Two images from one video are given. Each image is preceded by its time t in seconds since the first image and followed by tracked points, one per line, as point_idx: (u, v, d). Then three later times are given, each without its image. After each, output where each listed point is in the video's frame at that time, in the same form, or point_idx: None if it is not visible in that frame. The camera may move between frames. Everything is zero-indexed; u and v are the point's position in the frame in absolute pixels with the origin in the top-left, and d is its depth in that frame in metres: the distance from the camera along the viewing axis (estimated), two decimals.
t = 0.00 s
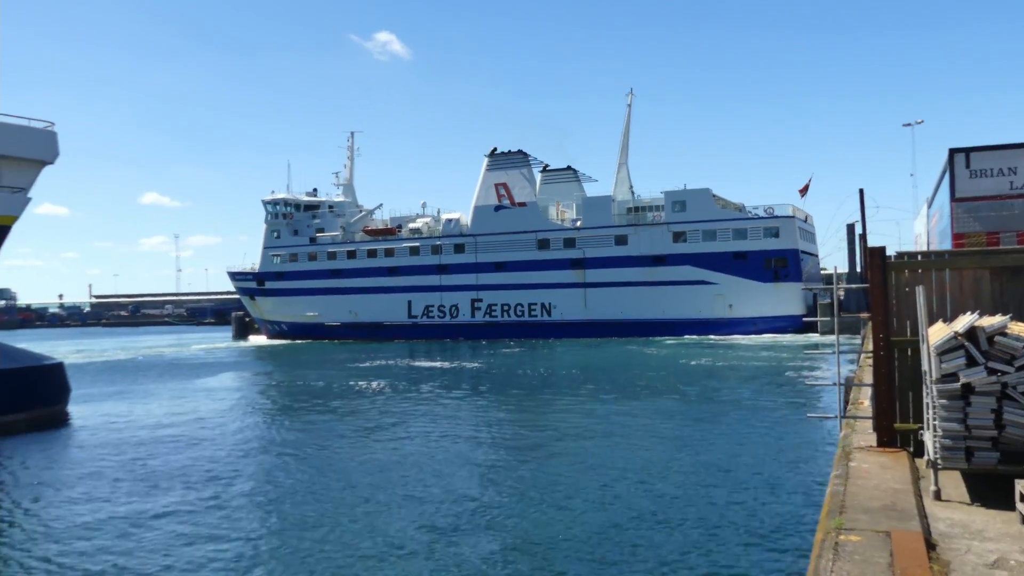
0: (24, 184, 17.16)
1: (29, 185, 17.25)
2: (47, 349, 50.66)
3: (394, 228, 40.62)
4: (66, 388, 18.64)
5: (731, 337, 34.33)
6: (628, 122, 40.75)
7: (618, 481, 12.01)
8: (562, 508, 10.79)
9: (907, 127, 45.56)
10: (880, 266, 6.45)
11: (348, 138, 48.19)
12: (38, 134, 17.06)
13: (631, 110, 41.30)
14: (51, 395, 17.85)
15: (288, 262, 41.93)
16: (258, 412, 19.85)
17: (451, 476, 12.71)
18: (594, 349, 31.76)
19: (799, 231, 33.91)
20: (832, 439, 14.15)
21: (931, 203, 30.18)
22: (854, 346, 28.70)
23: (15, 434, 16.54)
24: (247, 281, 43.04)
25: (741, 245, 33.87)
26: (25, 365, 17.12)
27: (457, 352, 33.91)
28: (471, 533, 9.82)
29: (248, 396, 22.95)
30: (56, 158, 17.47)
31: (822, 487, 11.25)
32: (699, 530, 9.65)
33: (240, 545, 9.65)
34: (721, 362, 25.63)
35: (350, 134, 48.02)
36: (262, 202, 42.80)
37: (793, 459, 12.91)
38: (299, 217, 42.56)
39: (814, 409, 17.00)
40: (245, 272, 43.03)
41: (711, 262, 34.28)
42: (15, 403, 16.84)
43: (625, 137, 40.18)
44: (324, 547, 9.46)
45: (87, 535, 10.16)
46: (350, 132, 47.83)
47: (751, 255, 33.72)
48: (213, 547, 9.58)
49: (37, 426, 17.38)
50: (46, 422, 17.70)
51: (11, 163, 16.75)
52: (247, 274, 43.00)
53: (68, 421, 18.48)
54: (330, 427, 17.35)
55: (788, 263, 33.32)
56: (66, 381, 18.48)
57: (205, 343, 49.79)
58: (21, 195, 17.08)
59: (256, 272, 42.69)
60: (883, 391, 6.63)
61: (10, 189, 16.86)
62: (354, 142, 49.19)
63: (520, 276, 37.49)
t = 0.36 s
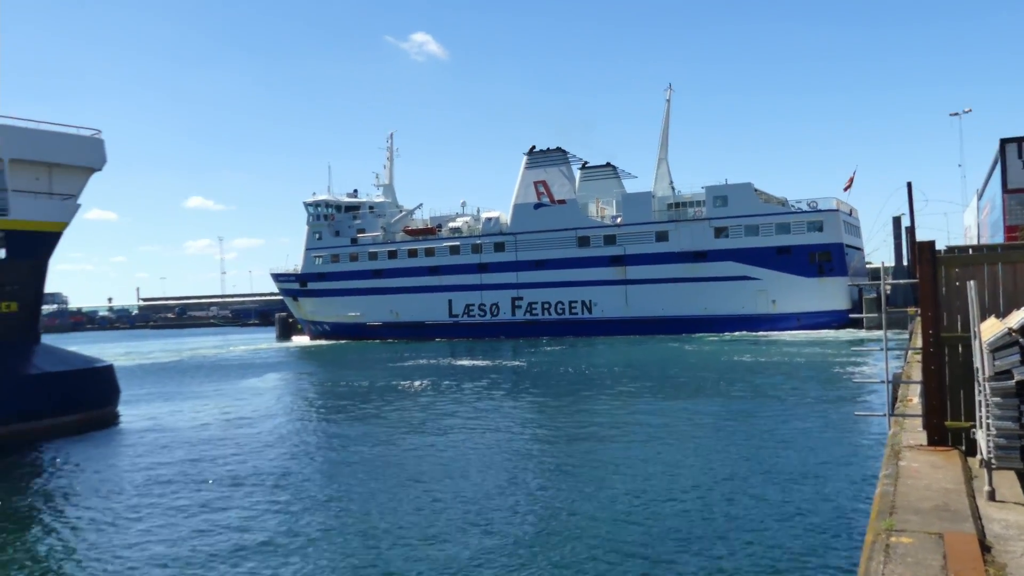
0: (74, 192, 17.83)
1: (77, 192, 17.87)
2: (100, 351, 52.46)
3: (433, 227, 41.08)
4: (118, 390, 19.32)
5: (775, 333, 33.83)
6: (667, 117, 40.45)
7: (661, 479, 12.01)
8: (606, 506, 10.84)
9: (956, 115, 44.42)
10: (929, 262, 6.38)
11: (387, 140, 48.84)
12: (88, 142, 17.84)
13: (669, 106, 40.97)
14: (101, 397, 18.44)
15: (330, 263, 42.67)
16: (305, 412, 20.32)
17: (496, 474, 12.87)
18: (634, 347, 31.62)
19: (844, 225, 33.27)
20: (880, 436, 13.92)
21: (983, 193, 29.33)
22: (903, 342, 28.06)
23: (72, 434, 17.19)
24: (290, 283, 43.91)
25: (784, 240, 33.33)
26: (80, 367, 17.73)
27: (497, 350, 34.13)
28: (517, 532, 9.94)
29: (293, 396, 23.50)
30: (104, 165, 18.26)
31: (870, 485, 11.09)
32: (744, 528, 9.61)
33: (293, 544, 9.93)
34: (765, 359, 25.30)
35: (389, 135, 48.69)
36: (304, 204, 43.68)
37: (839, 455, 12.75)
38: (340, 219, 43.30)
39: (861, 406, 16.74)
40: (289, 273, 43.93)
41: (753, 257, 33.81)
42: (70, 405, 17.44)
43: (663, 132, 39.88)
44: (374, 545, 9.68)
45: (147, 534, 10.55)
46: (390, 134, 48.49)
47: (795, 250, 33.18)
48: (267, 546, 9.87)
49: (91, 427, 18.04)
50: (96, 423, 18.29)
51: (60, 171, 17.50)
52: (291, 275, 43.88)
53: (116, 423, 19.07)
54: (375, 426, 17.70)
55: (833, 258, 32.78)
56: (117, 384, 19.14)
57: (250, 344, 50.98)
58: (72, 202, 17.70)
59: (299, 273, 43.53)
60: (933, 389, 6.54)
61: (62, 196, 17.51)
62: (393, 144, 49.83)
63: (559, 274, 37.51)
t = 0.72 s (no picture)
0: (94, 198, 18.23)
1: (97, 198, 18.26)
2: (123, 354, 53.21)
3: (450, 226, 41.18)
4: (139, 393, 19.62)
5: (795, 327, 33.56)
6: (683, 112, 40.27)
7: (682, 475, 12.00)
8: (627, 503, 10.86)
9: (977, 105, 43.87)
10: (951, 256, 6.37)
11: (403, 140, 49.10)
12: (107, 148, 18.30)
13: (685, 100, 40.80)
14: (123, 400, 18.69)
15: (348, 264, 42.96)
16: (326, 412, 20.52)
17: (517, 472, 12.93)
18: (652, 343, 31.53)
19: (863, 217, 32.97)
20: (902, 430, 13.81)
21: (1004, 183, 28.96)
22: (925, 335, 27.76)
23: (96, 437, 17.46)
24: (309, 283, 44.26)
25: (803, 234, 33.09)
26: (102, 371, 17.98)
27: (515, 348, 34.18)
28: (538, 529, 9.98)
29: (314, 396, 23.71)
30: (123, 170, 18.70)
31: (894, 479, 11.01)
32: (766, 523, 9.59)
33: (317, 544, 10.04)
34: (785, 353, 25.14)
35: (405, 136, 48.92)
36: (322, 205, 44.05)
37: (861, 450, 12.67)
38: (357, 219, 43.58)
39: (883, 400, 16.59)
40: (307, 274, 44.28)
41: (772, 251, 33.57)
42: (92, 408, 17.66)
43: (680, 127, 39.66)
44: (396, 544, 9.77)
45: (173, 535, 10.70)
46: (406, 134, 48.84)
47: (814, 243, 32.93)
48: (291, 546, 9.99)
49: (113, 429, 18.32)
50: (117, 426, 18.52)
51: (80, 176, 17.94)
52: (309, 276, 44.23)
53: (139, 426, 19.30)
54: (396, 425, 17.85)
55: (852, 251, 32.50)
56: (139, 386, 19.43)
57: (270, 345, 51.45)
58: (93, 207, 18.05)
59: (317, 274, 43.87)
60: (957, 382, 6.53)
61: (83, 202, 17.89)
62: (409, 144, 50.09)
63: (577, 271, 37.49)
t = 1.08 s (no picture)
0: (117, 190, 18.47)
1: (120, 190, 18.51)
2: (145, 345, 53.96)
3: (468, 222, 41.28)
4: (159, 385, 19.88)
5: (815, 326, 33.22)
6: (703, 109, 39.99)
7: (697, 473, 11.98)
8: (642, 500, 10.87)
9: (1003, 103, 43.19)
10: (974, 255, 6.32)
11: (423, 135, 49.35)
12: (129, 141, 18.61)
13: (706, 98, 40.53)
14: (145, 391, 18.99)
15: (367, 258, 43.20)
16: (344, 405, 20.70)
17: (533, 468, 12.98)
18: (669, 341, 31.41)
19: (884, 216, 32.56)
20: (921, 431, 13.65)
21: None
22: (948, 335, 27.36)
23: (116, 428, 17.71)
24: (328, 277, 44.59)
25: (823, 232, 32.76)
26: (124, 361, 18.25)
27: (532, 344, 34.18)
28: (554, 525, 10.03)
29: (331, 390, 23.92)
30: (145, 163, 18.95)
31: (912, 480, 10.90)
32: (782, 523, 9.55)
33: (333, 537, 10.12)
34: (805, 352, 24.93)
35: (425, 131, 49.05)
36: (341, 199, 44.53)
37: (879, 450, 12.55)
38: (376, 214, 43.94)
39: (902, 400, 16.41)
40: (326, 269, 44.60)
41: (792, 250, 33.28)
42: (114, 398, 17.95)
43: (700, 123, 39.39)
44: (413, 538, 9.86)
45: (191, 526, 10.84)
46: (426, 130, 49.12)
47: (834, 242, 32.61)
48: (309, 538, 10.11)
49: (133, 421, 18.56)
50: (139, 416, 18.82)
51: (102, 169, 18.21)
52: (328, 270, 44.57)
53: (160, 417, 19.59)
54: (413, 420, 17.97)
55: (873, 250, 32.08)
56: (159, 378, 19.68)
57: (289, 338, 51.90)
58: (116, 199, 18.27)
59: (336, 268, 44.18)
60: (979, 384, 6.48)
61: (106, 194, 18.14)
62: (429, 141, 50.34)
63: (595, 267, 37.43)
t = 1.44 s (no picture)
0: (128, 188, 18.60)
1: (132, 188, 18.65)
2: (159, 341, 54.53)
3: (479, 220, 41.46)
4: (172, 382, 20.09)
5: (826, 323, 33.01)
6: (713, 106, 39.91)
7: (707, 471, 11.99)
8: (653, 497, 10.89)
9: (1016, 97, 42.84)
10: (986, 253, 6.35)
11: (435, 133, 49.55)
12: (140, 140, 18.87)
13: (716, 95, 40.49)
14: (156, 386, 19.16)
15: (379, 256, 43.50)
16: (355, 402, 20.83)
17: (543, 465, 13.02)
18: (679, 339, 31.35)
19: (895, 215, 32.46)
20: (932, 428, 13.59)
21: None
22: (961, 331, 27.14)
23: (130, 423, 17.95)
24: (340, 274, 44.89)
25: (833, 230, 32.68)
26: (131, 357, 18.40)
27: (542, 341, 34.21)
28: (564, 522, 10.07)
29: (342, 386, 24.06)
30: (156, 161, 19.12)
31: (924, 477, 10.85)
32: (790, 521, 9.54)
33: (343, 533, 10.20)
34: (816, 349, 24.81)
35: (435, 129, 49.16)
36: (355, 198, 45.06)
37: (889, 448, 12.50)
38: (389, 213, 44.47)
39: (912, 397, 16.33)
40: (338, 266, 44.89)
41: (803, 247, 33.04)
42: (124, 393, 18.12)
43: (711, 122, 39.34)
44: (425, 535, 9.92)
45: (204, 523, 10.94)
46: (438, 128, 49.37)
47: (844, 239, 32.48)
48: (322, 535, 10.18)
49: (149, 415, 18.83)
50: (152, 412, 19.01)
51: (114, 167, 18.38)
52: (340, 267, 44.88)
53: (173, 413, 19.77)
54: (423, 417, 18.06)
55: (883, 247, 31.96)
56: (172, 374, 19.90)
57: (301, 335, 52.21)
58: (127, 196, 18.41)
59: (348, 265, 44.45)
60: (993, 381, 6.47)
61: (118, 192, 18.28)
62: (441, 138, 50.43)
63: (605, 264, 37.41)
